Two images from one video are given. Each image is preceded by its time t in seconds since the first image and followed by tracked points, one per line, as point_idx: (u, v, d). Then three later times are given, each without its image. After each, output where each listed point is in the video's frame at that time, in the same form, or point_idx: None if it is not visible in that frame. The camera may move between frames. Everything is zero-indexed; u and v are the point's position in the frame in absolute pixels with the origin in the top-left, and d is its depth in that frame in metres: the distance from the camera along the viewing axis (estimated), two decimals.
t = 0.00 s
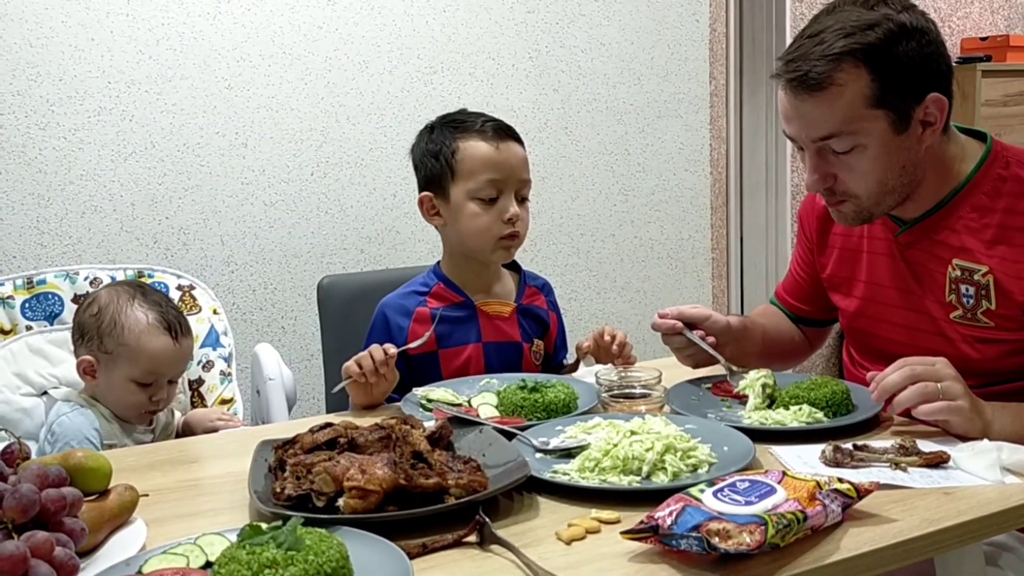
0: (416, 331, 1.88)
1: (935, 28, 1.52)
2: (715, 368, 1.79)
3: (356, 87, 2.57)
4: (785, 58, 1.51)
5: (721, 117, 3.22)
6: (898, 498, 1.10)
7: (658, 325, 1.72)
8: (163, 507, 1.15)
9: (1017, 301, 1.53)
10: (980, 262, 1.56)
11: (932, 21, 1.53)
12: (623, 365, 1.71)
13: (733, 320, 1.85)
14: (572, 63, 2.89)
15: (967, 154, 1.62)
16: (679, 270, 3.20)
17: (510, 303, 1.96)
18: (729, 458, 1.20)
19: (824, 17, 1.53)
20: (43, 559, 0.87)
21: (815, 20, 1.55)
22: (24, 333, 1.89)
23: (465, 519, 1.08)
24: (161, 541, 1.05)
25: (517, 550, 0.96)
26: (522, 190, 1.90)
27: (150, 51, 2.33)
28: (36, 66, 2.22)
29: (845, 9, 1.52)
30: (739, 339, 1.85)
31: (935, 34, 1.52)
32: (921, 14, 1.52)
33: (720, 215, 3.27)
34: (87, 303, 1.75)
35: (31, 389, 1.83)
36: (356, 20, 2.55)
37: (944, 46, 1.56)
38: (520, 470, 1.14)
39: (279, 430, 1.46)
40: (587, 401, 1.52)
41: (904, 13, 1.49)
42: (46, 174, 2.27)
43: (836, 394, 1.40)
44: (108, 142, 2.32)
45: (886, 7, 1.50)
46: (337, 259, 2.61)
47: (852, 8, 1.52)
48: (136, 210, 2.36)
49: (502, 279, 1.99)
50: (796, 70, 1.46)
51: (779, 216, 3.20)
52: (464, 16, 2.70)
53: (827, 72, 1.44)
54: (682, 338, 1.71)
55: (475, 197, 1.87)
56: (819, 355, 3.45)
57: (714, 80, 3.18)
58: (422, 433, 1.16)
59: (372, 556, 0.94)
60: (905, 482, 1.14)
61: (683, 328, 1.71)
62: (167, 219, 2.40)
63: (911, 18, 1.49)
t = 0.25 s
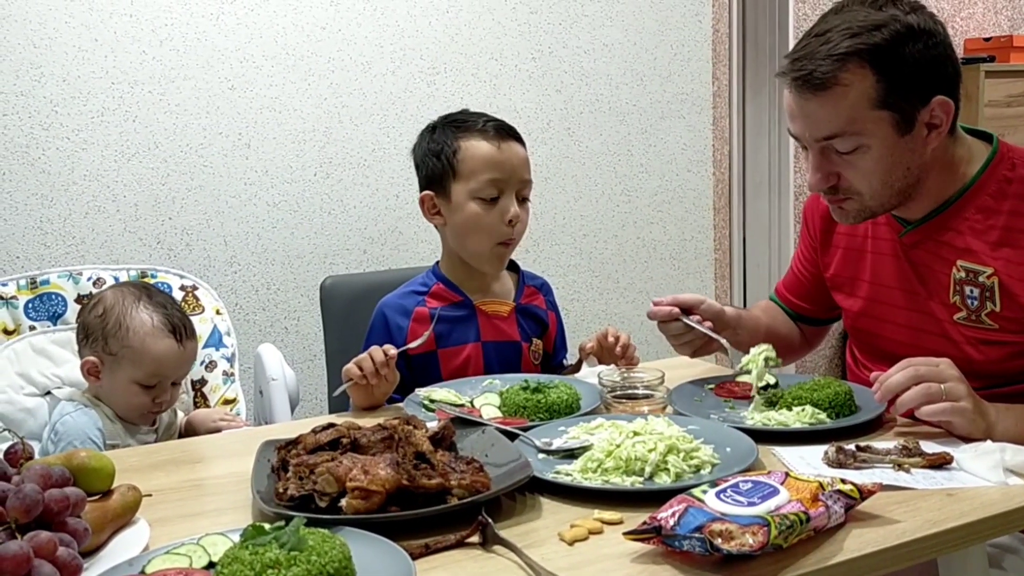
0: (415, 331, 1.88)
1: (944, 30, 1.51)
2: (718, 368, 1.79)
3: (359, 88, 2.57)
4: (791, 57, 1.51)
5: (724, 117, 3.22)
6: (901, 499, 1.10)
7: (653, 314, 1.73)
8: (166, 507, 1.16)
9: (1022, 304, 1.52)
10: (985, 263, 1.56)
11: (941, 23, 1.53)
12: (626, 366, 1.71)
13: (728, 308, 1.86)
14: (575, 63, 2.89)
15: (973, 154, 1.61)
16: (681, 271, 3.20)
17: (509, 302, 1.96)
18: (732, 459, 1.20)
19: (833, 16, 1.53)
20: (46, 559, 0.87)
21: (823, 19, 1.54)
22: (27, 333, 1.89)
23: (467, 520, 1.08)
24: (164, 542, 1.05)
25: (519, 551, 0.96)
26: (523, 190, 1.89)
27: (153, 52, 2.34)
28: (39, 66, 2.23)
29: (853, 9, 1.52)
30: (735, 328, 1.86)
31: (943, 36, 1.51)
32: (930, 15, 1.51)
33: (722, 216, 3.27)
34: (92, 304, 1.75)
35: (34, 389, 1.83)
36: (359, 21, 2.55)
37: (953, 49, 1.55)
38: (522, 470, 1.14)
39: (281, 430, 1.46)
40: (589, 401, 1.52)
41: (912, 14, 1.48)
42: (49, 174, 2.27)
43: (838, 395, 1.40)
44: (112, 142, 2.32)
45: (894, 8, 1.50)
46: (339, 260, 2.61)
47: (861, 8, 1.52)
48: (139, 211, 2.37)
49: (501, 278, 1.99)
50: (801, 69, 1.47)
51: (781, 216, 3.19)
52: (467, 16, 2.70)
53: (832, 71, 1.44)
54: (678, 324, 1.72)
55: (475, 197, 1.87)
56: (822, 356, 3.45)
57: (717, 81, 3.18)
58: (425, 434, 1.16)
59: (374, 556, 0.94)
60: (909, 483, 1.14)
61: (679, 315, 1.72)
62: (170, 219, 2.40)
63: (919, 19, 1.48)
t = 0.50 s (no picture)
0: (416, 331, 1.88)
1: (950, 32, 1.51)
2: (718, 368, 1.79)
3: (360, 87, 2.57)
4: (796, 52, 1.51)
5: (725, 117, 3.21)
6: (902, 499, 1.10)
7: (645, 289, 1.72)
8: (166, 506, 1.15)
9: None
10: (988, 265, 1.55)
11: (948, 24, 1.53)
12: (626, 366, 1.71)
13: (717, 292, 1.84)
14: (576, 62, 2.89)
15: (977, 156, 1.61)
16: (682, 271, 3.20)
17: (510, 302, 1.96)
18: (733, 459, 1.19)
19: (840, 12, 1.53)
20: (47, 558, 0.87)
21: (830, 15, 1.54)
22: (28, 332, 1.89)
23: (468, 519, 1.08)
24: (164, 541, 1.05)
25: (520, 550, 0.96)
26: (523, 191, 1.89)
27: (154, 51, 2.34)
28: (40, 65, 2.23)
29: (861, 6, 1.52)
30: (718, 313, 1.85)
31: (948, 38, 1.51)
32: (937, 16, 1.51)
33: (723, 215, 3.27)
34: (95, 302, 1.75)
35: (35, 387, 1.83)
36: (360, 20, 2.55)
37: (959, 52, 1.55)
38: (523, 470, 1.14)
39: (282, 429, 1.46)
40: (590, 401, 1.52)
41: (918, 15, 1.48)
42: (50, 173, 2.27)
43: (839, 395, 1.40)
44: (113, 141, 2.32)
45: (901, 7, 1.50)
46: (340, 259, 2.61)
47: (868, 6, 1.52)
48: (140, 209, 2.37)
49: (503, 278, 1.99)
50: (805, 64, 1.47)
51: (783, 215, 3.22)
52: (468, 15, 2.70)
53: (835, 67, 1.44)
54: (669, 299, 1.71)
55: (475, 199, 1.87)
56: (823, 356, 3.45)
57: (718, 80, 3.18)
58: (426, 433, 1.16)
59: (375, 556, 0.94)
60: (910, 483, 1.14)
61: (671, 289, 1.71)
62: (171, 218, 2.40)
63: (926, 19, 1.48)
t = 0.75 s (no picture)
0: (418, 331, 1.88)
1: (945, 41, 1.50)
2: (719, 369, 1.79)
3: (361, 87, 2.57)
4: (786, 58, 1.51)
5: (727, 119, 3.21)
6: (903, 500, 1.10)
7: (636, 267, 1.67)
8: (167, 505, 1.16)
9: None
10: (987, 274, 1.55)
11: (943, 32, 1.51)
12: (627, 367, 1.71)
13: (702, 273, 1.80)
14: (578, 63, 2.89)
15: (974, 162, 1.61)
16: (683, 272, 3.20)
17: (512, 303, 1.96)
18: (733, 460, 1.20)
19: (834, 18, 1.52)
20: (47, 557, 0.87)
21: (824, 20, 1.54)
22: (29, 332, 1.89)
23: (468, 519, 1.08)
24: (165, 540, 1.05)
25: (520, 550, 0.96)
26: (524, 192, 1.89)
27: (156, 51, 2.34)
28: (43, 64, 2.23)
29: (855, 12, 1.51)
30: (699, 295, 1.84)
31: (942, 48, 1.49)
32: (932, 24, 1.50)
33: (724, 217, 3.27)
34: (89, 304, 1.77)
35: (35, 387, 1.83)
36: (362, 21, 2.55)
37: (954, 59, 1.54)
38: (523, 470, 1.14)
39: (282, 429, 1.46)
40: (590, 402, 1.52)
41: (912, 23, 1.47)
42: (52, 172, 2.27)
43: (840, 396, 1.40)
44: (114, 141, 2.33)
45: (895, 14, 1.48)
46: (342, 259, 2.61)
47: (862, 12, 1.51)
48: (142, 209, 2.37)
49: (506, 280, 1.99)
50: (794, 71, 1.47)
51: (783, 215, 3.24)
52: (469, 16, 2.70)
53: (823, 76, 1.44)
54: (662, 278, 1.67)
55: (476, 201, 1.87)
56: (823, 358, 3.46)
57: (720, 82, 3.17)
58: (426, 433, 1.16)
59: (375, 556, 0.94)
60: (910, 485, 1.14)
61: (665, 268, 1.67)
62: (173, 218, 2.40)
63: (919, 29, 1.46)
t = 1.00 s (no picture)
0: (418, 331, 1.88)
1: (934, 58, 1.47)
2: (720, 371, 1.79)
3: (362, 88, 2.57)
4: (774, 70, 1.50)
5: (727, 120, 3.20)
6: (903, 502, 1.10)
7: (633, 253, 1.66)
8: (166, 506, 1.15)
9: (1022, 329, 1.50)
10: (984, 286, 1.53)
11: (935, 49, 1.49)
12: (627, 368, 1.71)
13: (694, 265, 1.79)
14: (579, 64, 2.89)
15: (969, 173, 1.58)
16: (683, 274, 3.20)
17: (514, 304, 1.96)
18: (733, 462, 1.19)
19: (823, 31, 1.51)
20: (46, 557, 0.87)
21: (815, 32, 1.52)
22: (29, 332, 1.89)
23: (468, 520, 1.08)
24: (164, 540, 1.05)
25: (519, 552, 0.96)
26: (522, 196, 1.88)
27: (157, 50, 2.34)
28: (43, 64, 2.23)
29: (844, 26, 1.50)
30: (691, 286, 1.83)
31: (931, 66, 1.47)
32: (922, 40, 1.47)
33: (725, 218, 3.26)
34: (78, 306, 1.77)
35: (35, 387, 1.83)
36: (363, 21, 2.55)
37: (946, 73, 1.51)
38: (523, 471, 1.14)
39: (283, 429, 1.46)
40: (590, 403, 1.52)
41: (901, 38, 1.45)
42: (52, 172, 2.28)
43: (840, 398, 1.40)
44: (115, 141, 2.32)
45: (884, 29, 1.46)
46: (342, 260, 2.61)
47: (852, 26, 1.49)
48: (142, 209, 2.37)
49: (508, 281, 1.99)
50: (778, 85, 1.47)
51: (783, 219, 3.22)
52: (470, 17, 2.70)
53: (806, 91, 1.43)
54: (659, 264, 1.66)
55: (472, 205, 1.87)
56: (823, 359, 3.46)
57: (721, 83, 3.17)
58: (426, 434, 1.16)
59: (374, 557, 0.94)
60: (910, 487, 1.14)
61: (662, 255, 1.66)
62: (173, 218, 2.40)
63: (907, 46, 1.44)
